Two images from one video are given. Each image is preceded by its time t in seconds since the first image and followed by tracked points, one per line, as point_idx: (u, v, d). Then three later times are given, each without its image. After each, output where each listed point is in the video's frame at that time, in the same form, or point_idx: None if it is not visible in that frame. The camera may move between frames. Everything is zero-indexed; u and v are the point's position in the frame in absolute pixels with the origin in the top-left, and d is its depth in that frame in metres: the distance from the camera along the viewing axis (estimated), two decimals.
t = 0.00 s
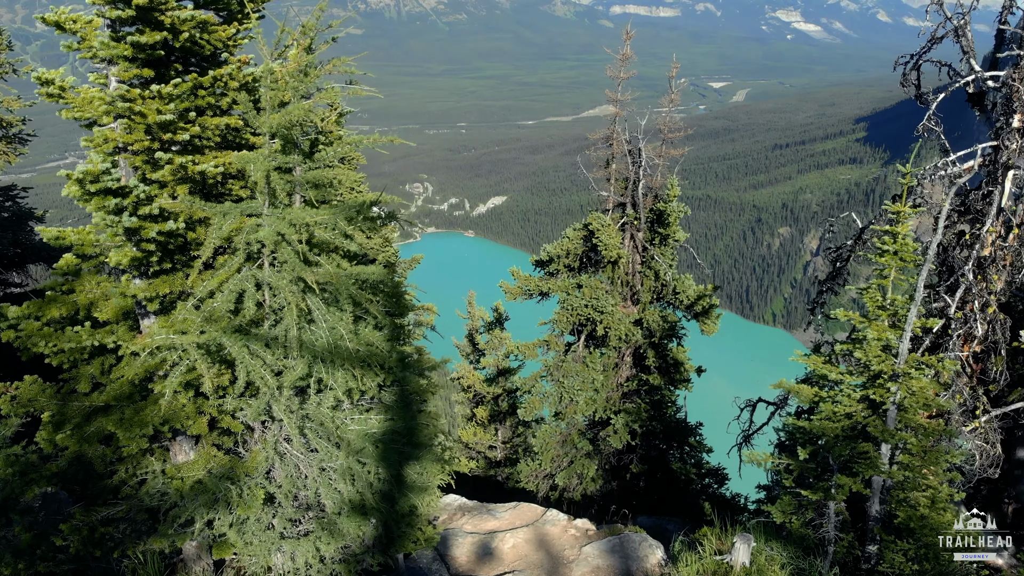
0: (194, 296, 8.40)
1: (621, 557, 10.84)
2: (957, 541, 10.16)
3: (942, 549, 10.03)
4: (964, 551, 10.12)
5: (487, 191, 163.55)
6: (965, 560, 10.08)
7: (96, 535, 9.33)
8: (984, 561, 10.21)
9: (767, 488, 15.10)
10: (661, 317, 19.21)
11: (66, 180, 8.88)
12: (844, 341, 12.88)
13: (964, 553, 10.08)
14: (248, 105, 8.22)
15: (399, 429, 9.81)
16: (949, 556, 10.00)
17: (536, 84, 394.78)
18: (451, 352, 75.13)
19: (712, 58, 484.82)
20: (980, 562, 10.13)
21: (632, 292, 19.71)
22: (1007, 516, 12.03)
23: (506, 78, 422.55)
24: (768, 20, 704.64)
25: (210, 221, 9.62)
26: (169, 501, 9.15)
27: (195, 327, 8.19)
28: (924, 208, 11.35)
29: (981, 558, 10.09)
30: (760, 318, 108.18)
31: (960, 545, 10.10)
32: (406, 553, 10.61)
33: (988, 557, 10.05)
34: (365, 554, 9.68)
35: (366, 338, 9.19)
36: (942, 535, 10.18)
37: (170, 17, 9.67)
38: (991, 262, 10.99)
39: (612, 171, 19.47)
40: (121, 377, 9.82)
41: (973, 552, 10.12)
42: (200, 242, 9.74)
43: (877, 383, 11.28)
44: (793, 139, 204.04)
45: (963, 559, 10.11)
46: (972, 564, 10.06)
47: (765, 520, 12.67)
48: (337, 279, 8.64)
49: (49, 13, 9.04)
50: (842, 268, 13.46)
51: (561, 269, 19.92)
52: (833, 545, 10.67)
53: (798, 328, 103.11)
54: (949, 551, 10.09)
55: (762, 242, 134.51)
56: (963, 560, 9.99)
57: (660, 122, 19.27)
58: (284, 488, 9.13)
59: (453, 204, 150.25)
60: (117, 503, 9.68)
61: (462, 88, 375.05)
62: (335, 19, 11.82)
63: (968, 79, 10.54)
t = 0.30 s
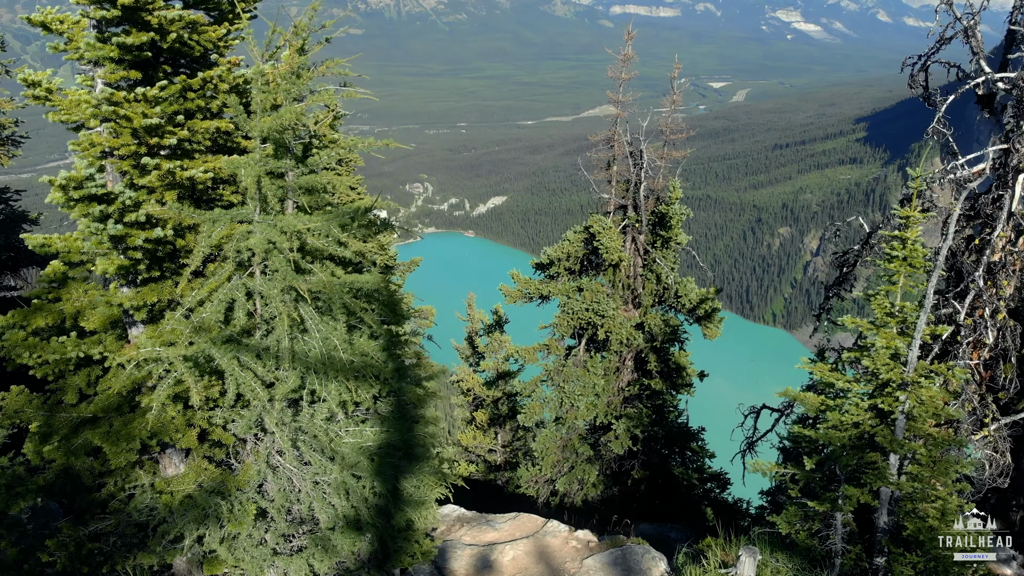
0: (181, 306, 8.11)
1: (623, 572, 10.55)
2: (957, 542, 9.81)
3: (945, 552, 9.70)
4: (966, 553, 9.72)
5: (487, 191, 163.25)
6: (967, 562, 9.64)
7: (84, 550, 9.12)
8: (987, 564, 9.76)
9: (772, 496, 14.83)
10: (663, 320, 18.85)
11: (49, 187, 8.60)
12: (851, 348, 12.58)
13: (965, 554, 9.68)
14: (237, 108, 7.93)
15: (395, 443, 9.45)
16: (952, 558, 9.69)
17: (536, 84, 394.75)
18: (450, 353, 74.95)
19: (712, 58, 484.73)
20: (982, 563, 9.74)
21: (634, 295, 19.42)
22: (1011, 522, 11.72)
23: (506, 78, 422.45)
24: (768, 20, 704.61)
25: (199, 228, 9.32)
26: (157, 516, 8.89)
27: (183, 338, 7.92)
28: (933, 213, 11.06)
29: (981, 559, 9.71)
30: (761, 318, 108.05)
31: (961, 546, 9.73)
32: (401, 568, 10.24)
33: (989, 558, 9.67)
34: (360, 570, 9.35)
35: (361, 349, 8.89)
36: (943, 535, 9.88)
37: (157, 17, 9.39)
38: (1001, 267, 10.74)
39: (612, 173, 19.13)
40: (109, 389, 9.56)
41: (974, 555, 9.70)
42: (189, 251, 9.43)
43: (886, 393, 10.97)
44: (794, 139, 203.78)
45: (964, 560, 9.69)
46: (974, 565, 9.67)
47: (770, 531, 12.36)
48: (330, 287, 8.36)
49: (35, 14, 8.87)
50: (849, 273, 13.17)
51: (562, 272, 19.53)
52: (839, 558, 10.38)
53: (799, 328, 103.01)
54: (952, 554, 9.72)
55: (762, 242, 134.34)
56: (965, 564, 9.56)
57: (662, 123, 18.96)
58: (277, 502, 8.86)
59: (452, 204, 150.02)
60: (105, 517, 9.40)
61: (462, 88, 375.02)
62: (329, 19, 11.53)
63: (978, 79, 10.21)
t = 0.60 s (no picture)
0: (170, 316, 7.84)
1: None
2: (958, 541, 9.58)
3: (946, 553, 9.50)
4: (966, 552, 9.47)
5: (487, 191, 163.00)
6: (967, 563, 9.39)
7: (71, 567, 8.59)
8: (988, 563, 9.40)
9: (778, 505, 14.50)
10: (665, 324, 18.51)
11: (32, 194, 8.28)
12: (859, 356, 12.30)
13: (966, 554, 9.42)
14: (226, 111, 7.63)
15: (390, 456, 9.16)
16: (953, 557, 9.50)
17: (536, 84, 394.46)
18: (449, 354, 74.65)
19: (712, 58, 484.57)
20: (982, 565, 9.38)
21: (635, 299, 19.14)
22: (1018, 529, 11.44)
23: (506, 78, 422.22)
24: (768, 20, 704.67)
25: (188, 236, 9.04)
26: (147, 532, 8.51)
27: (171, 350, 7.66)
28: (943, 219, 10.80)
29: (982, 559, 9.38)
30: (761, 318, 107.76)
31: (961, 545, 9.50)
32: None
33: (990, 560, 9.30)
34: None
35: (357, 360, 8.61)
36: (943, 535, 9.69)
37: (144, 17, 9.13)
38: (1011, 273, 10.49)
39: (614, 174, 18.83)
40: (97, 400, 9.26)
41: (975, 554, 9.39)
42: (178, 258, 9.12)
43: (894, 402, 10.67)
44: (794, 139, 203.48)
45: (964, 560, 9.45)
46: (976, 568, 9.35)
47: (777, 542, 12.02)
48: (324, 296, 8.09)
49: (21, 15, 8.66)
50: (856, 278, 12.89)
51: (563, 275, 19.23)
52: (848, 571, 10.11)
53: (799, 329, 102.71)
54: (952, 553, 9.52)
55: (762, 242, 134.03)
56: (968, 567, 9.29)
57: (664, 124, 18.70)
58: (270, 517, 8.63)
59: (452, 204, 149.66)
60: (93, 532, 9.01)
61: (462, 88, 374.69)
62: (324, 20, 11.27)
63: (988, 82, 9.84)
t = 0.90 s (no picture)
0: (157, 328, 7.59)
1: None
2: (958, 541, 9.39)
3: (944, 552, 9.31)
4: (965, 552, 9.27)
5: (486, 191, 162.64)
6: (968, 563, 9.14)
7: None
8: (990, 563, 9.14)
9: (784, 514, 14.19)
10: (667, 328, 18.25)
11: (15, 201, 7.98)
12: (867, 364, 12.04)
13: (965, 554, 9.22)
14: (216, 114, 7.38)
15: (388, 470, 8.89)
16: (955, 557, 9.27)
17: (536, 84, 394.10)
18: (448, 356, 74.37)
19: (712, 58, 484.35)
20: (986, 566, 9.07)
21: (637, 302, 18.84)
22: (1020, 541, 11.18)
23: (506, 78, 421.96)
24: (768, 20, 704.04)
25: (179, 243, 8.78)
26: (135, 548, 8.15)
27: (160, 361, 7.41)
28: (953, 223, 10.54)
29: (983, 559, 9.14)
30: (760, 318, 107.62)
31: (961, 545, 9.32)
32: None
33: (992, 559, 9.05)
34: None
35: (354, 370, 8.34)
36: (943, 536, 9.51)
37: (132, 17, 8.89)
38: None
39: (615, 176, 18.69)
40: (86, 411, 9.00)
41: (975, 553, 9.17)
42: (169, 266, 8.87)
43: (902, 410, 10.39)
44: (794, 139, 203.19)
45: (963, 559, 9.23)
46: (977, 567, 9.09)
47: (782, 553, 11.73)
48: (318, 305, 7.82)
49: (8, 16, 8.45)
50: (864, 283, 12.64)
51: (563, 278, 18.98)
52: None
53: (799, 329, 102.63)
54: (952, 552, 9.31)
55: (762, 242, 133.74)
56: (968, 567, 9.03)
57: (667, 125, 18.44)
58: (263, 531, 8.42)
59: (452, 204, 149.27)
60: (81, 548, 8.72)
61: (462, 88, 374.21)
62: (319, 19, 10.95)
63: (999, 85, 9.50)
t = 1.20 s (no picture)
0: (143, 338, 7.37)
1: None
2: (958, 541, 9.16)
3: (945, 552, 9.18)
4: (966, 552, 9.09)
5: (486, 191, 162.31)
6: (968, 563, 8.99)
7: None
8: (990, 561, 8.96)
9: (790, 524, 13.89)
10: (669, 332, 17.97)
11: None
12: (876, 372, 11.82)
13: (965, 554, 9.04)
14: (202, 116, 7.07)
15: (384, 485, 8.63)
16: (953, 557, 9.13)
17: (536, 84, 393.74)
18: (448, 357, 74.09)
19: (712, 58, 484.27)
20: (983, 565, 8.93)
21: (638, 305, 18.54)
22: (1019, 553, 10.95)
23: (506, 78, 421.55)
24: (768, 20, 703.71)
25: (167, 250, 8.52)
26: (122, 566, 7.87)
27: (147, 373, 7.16)
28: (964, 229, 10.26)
29: (982, 559, 8.98)
30: (760, 318, 107.39)
31: (960, 545, 9.10)
32: None
33: (990, 558, 8.89)
34: None
35: (349, 382, 8.03)
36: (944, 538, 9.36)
37: (117, 18, 8.68)
38: None
39: (616, 178, 18.44)
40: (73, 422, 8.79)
41: (974, 553, 9.01)
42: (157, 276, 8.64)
43: (911, 419, 10.12)
44: (794, 139, 202.97)
45: (963, 560, 9.06)
46: (976, 568, 8.94)
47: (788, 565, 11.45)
48: (310, 314, 7.56)
49: None
50: (872, 290, 12.41)
51: (564, 281, 18.69)
52: None
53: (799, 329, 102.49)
54: (952, 553, 9.15)
55: (762, 242, 133.36)
56: (968, 567, 8.88)
57: (669, 126, 18.20)
58: (255, 548, 8.11)
59: (452, 204, 148.97)
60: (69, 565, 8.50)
61: (462, 88, 373.83)
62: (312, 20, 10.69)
63: (1008, 88, 9.20)
